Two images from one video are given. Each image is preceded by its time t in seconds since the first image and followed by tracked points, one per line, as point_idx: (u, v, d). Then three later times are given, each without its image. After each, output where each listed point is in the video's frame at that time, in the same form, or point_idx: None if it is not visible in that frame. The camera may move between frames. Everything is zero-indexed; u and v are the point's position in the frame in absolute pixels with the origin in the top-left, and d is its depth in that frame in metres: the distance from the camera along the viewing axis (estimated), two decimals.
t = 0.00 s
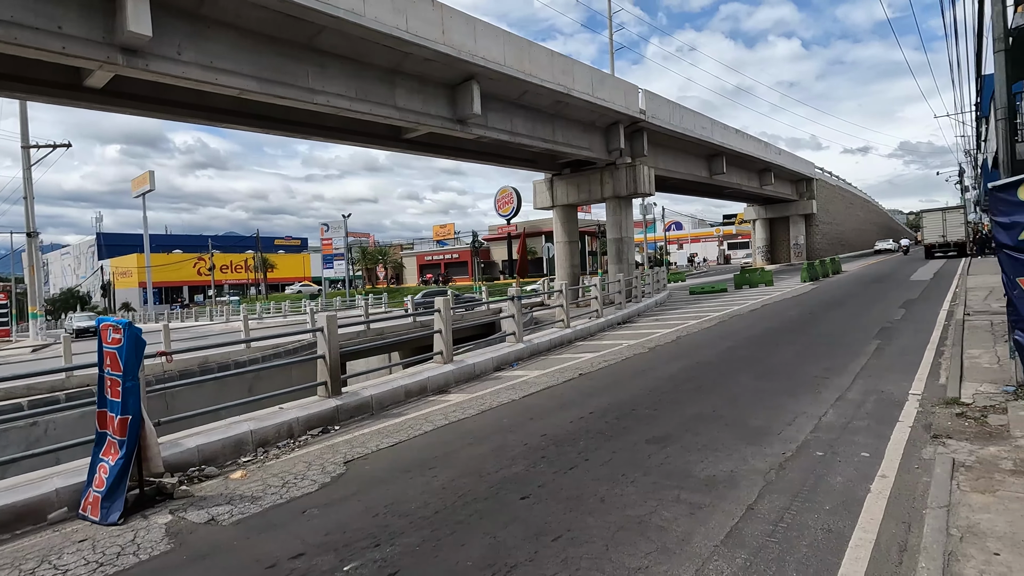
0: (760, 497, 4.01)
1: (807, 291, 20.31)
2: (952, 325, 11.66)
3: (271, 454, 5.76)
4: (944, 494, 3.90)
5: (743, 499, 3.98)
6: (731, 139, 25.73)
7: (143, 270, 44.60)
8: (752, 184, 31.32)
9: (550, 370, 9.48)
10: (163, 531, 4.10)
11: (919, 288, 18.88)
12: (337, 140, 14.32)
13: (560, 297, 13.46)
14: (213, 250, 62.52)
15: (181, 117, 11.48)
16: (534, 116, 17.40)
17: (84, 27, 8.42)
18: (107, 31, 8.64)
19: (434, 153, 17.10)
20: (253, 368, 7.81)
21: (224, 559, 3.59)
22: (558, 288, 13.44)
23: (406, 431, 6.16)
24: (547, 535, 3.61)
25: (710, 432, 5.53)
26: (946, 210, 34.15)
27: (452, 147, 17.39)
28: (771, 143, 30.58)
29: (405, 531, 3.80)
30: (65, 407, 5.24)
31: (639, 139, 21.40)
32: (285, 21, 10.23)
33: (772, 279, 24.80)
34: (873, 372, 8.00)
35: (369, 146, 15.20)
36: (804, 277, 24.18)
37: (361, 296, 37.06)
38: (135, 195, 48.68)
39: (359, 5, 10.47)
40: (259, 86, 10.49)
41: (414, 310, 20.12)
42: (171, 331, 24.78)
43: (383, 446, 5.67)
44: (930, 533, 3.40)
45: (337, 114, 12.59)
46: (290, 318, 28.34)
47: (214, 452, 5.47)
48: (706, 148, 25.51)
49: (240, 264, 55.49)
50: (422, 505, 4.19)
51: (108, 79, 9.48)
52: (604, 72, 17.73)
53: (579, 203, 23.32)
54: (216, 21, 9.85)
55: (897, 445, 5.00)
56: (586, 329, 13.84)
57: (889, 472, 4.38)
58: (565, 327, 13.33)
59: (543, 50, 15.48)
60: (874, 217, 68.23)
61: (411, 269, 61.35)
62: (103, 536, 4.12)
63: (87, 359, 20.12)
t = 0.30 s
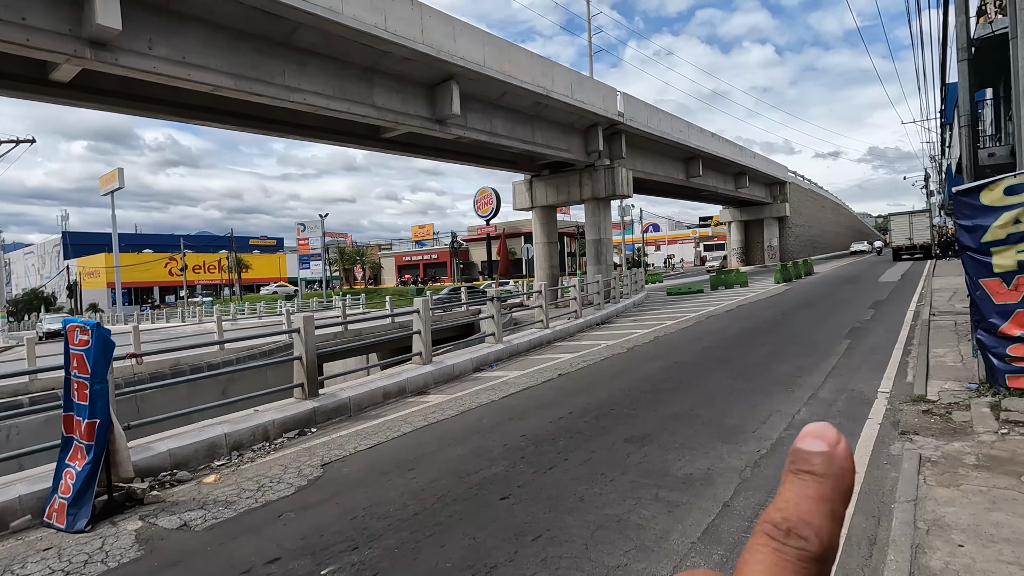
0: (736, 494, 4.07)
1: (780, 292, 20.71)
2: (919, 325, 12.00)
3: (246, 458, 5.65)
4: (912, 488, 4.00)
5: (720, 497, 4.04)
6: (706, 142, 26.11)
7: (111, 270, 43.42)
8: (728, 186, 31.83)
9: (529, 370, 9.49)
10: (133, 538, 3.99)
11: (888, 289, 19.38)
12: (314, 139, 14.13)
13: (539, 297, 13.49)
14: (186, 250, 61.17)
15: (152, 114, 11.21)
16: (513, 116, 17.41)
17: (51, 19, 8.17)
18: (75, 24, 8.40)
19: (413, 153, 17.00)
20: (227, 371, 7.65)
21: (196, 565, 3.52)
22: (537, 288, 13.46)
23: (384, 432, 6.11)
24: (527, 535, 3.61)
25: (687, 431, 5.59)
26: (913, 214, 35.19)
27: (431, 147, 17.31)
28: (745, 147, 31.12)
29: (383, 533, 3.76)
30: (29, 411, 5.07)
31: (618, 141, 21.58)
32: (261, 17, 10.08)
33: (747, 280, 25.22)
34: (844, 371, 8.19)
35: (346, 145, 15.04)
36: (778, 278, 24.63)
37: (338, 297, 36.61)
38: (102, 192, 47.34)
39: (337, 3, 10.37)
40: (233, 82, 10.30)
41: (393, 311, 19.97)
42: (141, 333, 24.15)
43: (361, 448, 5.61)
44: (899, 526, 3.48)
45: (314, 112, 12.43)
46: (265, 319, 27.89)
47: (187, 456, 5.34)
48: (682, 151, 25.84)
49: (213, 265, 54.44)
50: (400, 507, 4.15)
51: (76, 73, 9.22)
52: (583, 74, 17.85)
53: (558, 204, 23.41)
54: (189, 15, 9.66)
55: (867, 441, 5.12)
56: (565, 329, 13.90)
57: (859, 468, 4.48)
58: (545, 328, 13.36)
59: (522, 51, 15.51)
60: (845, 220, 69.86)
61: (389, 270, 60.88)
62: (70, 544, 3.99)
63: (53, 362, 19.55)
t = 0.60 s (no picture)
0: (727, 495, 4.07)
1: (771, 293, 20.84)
2: (908, 325, 12.11)
3: (235, 460, 5.59)
4: (901, 488, 4.02)
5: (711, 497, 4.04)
6: (698, 143, 26.22)
7: (100, 271, 43.00)
8: (719, 187, 31.98)
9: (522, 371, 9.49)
10: (119, 542, 3.94)
11: (877, 290, 19.57)
12: (305, 139, 14.05)
13: (531, 297, 13.49)
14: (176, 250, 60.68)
15: (140, 112, 11.10)
16: (506, 117, 17.40)
17: (37, 17, 8.07)
18: (61, 21, 8.30)
19: (405, 153, 16.94)
20: (217, 372, 7.57)
21: (183, 570, 3.48)
22: (530, 288, 13.46)
23: (376, 434, 6.08)
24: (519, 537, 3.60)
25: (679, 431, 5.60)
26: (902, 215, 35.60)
27: (423, 147, 17.26)
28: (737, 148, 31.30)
29: (373, 536, 3.73)
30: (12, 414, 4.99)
31: (610, 142, 21.62)
32: (251, 16, 10.00)
33: (738, 280, 25.35)
34: (835, 370, 8.24)
35: (338, 145, 14.98)
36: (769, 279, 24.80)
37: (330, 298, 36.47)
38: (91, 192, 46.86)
39: (328, 3, 10.31)
40: (223, 82, 10.22)
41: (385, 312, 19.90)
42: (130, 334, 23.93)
43: (352, 450, 5.56)
44: (888, 526, 3.49)
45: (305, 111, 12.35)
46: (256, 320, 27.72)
47: (175, 458, 5.29)
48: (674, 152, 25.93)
49: (204, 265, 54.12)
50: (391, 509, 4.12)
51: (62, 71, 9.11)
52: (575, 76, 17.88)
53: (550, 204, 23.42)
54: (178, 14, 9.57)
55: (857, 441, 5.15)
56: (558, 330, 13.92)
57: (850, 468, 4.50)
58: (537, 328, 13.36)
59: (515, 51, 15.51)
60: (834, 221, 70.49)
61: (381, 270, 60.72)
62: (54, 549, 3.94)
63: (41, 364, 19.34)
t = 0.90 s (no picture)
0: (725, 495, 4.07)
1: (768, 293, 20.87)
2: (905, 325, 12.13)
3: (232, 461, 5.57)
4: (899, 488, 4.02)
5: (710, 497, 4.03)
6: (695, 144, 26.26)
7: (96, 272, 42.79)
8: (716, 188, 32.04)
9: (520, 371, 9.48)
10: (116, 544, 3.92)
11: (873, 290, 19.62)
12: (301, 139, 14.02)
13: (529, 298, 13.47)
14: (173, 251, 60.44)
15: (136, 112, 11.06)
16: (503, 118, 17.39)
17: (32, 16, 8.03)
18: (57, 21, 8.27)
19: (402, 153, 16.91)
20: (214, 373, 7.52)
21: (181, 571, 3.46)
22: (527, 289, 13.45)
23: (374, 435, 6.06)
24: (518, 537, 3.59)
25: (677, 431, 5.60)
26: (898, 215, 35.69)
27: (420, 147, 17.24)
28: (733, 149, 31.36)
29: (372, 537, 3.72)
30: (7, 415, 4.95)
31: (607, 143, 21.64)
32: (248, 16, 9.98)
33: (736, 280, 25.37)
34: (832, 370, 8.25)
35: (335, 145, 14.94)
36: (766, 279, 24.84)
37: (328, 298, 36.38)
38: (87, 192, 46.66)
39: (325, 3, 10.29)
40: (220, 82, 10.20)
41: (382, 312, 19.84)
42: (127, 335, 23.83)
43: (350, 451, 5.54)
44: (886, 525, 3.49)
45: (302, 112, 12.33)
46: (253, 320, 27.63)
47: (172, 459, 5.26)
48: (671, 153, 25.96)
49: (200, 265, 53.93)
50: (390, 510, 4.10)
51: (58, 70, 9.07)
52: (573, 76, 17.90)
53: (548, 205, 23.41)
54: (175, 14, 9.55)
55: (855, 440, 5.16)
56: (556, 330, 13.90)
57: (848, 467, 4.51)
58: (535, 329, 13.36)
59: (512, 52, 15.51)
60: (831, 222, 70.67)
61: (379, 271, 60.60)
62: (51, 551, 3.91)
63: (35, 365, 19.22)
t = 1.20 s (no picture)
0: (725, 494, 4.06)
1: (765, 292, 20.90)
2: (901, 324, 12.17)
3: (230, 461, 5.54)
4: (898, 486, 4.02)
5: (709, 496, 4.03)
6: (692, 144, 26.31)
7: (91, 272, 42.58)
8: (713, 188, 32.09)
9: (518, 371, 9.45)
10: (113, 544, 3.89)
11: (869, 290, 19.68)
12: (298, 138, 13.98)
13: (526, 298, 13.45)
14: (169, 251, 60.19)
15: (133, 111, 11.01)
16: (501, 117, 17.37)
17: (28, 14, 7.99)
18: (53, 20, 8.23)
19: (399, 153, 16.87)
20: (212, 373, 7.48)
21: (179, 571, 3.45)
22: (525, 289, 13.43)
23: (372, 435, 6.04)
24: (517, 536, 3.58)
25: (676, 430, 5.60)
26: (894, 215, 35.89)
27: (418, 147, 17.20)
28: (731, 150, 31.42)
29: (371, 536, 3.71)
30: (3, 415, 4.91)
31: (605, 142, 21.65)
32: (245, 15, 9.94)
33: (733, 280, 25.42)
34: (829, 370, 8.26)
35: (332, 145, 14.91)
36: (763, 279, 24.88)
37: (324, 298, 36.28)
38: (82, 192, 46.40)
39: (323, 2, 10.26)
40: (217, 81, 10.15)
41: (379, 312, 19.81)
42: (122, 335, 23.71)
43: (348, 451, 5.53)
44: (885, 523, 3.49)
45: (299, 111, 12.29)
46: (250, 320, 27.53)
47: (170, 460, 5.23)
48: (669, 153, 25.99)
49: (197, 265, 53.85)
50: (389, 510, 4.09)
51: (54, 69, 9.03)
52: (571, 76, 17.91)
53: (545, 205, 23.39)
54: (172, 12, 9.51)
55: (853, 439, 5.16)
56: (553, 330, 13.90)
57: (846, 466, 4.51)
58: (532, 328, 13.33)
59: (510, 51, 15.50)
60: (828, 223, 70.79)
61: (376, 271, 60.51)
62: (47, 551, 3.88)
63: (31, 365, 19.15)
